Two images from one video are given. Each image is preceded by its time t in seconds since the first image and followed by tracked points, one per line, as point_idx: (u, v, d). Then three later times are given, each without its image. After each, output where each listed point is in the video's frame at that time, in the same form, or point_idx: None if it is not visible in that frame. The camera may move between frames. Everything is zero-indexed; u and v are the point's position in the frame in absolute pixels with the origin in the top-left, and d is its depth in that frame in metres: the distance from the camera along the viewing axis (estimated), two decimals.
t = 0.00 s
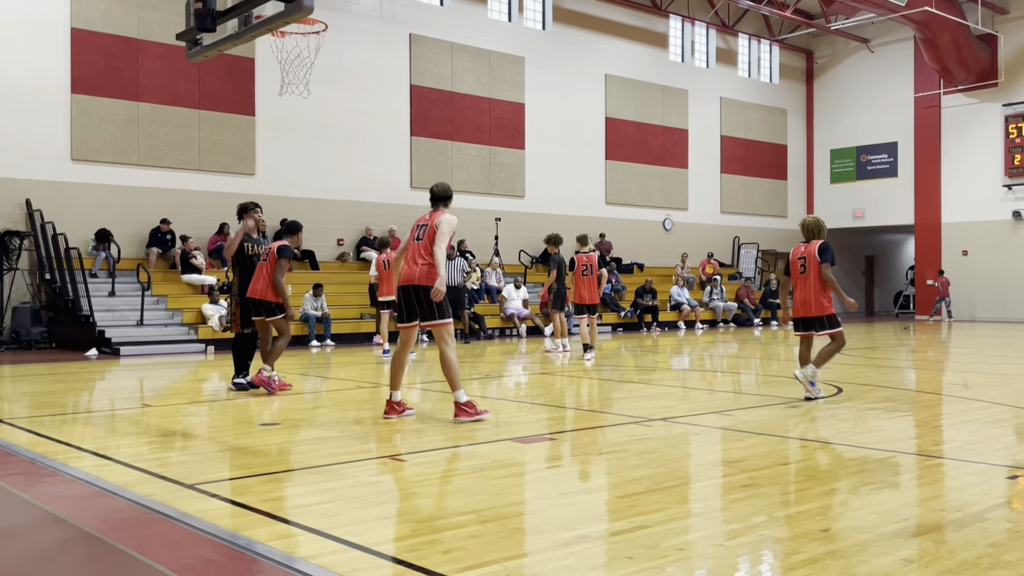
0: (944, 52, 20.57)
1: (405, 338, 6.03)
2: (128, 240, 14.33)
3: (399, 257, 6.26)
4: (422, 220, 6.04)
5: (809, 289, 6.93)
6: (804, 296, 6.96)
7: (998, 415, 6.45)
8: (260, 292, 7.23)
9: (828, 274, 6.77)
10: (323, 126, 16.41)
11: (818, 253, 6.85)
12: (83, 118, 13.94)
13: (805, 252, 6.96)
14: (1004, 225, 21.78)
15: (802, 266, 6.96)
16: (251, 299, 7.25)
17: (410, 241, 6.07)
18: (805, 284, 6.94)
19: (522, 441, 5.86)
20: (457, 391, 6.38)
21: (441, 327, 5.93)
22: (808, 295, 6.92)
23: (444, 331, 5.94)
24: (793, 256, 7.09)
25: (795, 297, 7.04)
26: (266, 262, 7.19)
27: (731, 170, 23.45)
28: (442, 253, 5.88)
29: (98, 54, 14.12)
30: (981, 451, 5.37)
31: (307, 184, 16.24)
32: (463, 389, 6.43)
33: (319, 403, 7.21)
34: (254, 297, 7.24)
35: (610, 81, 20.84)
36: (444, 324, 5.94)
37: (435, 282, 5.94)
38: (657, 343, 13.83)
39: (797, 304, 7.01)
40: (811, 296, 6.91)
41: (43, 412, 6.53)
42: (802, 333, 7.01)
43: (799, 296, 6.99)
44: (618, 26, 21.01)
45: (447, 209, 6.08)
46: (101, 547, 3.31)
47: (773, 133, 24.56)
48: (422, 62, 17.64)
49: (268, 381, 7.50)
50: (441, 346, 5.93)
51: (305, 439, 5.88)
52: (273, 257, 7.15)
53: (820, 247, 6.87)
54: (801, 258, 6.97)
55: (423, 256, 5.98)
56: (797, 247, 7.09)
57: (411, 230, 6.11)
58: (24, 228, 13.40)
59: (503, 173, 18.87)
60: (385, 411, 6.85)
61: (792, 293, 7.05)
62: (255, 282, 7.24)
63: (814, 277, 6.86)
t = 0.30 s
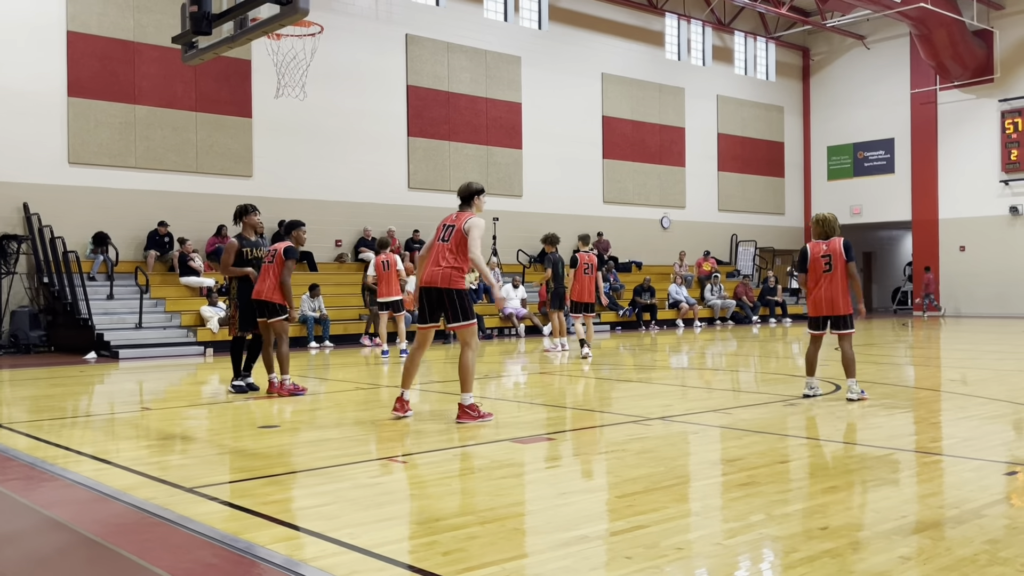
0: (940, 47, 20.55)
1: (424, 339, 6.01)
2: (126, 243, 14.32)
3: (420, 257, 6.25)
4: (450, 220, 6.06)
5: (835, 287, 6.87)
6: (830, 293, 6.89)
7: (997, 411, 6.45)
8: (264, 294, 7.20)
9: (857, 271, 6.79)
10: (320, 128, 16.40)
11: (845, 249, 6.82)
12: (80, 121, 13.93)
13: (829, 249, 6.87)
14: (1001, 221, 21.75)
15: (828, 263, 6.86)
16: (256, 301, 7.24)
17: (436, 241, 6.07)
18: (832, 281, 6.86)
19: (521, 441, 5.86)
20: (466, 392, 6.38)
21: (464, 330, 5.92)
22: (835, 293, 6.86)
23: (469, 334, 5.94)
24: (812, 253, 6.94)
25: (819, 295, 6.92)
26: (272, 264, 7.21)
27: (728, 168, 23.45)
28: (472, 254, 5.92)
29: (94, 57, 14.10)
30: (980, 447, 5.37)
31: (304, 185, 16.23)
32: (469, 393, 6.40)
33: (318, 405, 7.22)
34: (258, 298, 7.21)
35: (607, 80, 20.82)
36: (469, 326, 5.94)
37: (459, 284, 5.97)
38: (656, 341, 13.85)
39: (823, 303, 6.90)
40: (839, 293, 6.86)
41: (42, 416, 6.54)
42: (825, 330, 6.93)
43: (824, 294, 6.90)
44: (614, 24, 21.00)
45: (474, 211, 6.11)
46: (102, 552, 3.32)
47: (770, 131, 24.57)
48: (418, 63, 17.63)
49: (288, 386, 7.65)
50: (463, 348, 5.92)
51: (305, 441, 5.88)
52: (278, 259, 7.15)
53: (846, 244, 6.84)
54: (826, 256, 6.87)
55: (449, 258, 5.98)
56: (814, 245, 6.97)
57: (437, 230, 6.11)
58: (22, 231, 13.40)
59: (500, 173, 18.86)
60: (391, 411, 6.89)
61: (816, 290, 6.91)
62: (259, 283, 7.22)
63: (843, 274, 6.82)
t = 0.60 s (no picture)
0: (939, 47, 20.58)
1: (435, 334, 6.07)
2: (126, 244, 14.31)
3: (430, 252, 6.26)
4: (460, 216, 6.04)
5: (856, 286, 6.88)
6: (851, 293, 6.88)
7: (998, 410, 6.44)
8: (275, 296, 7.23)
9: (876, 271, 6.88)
10: (320, 127, 16.41)
11: (866, 249, 6.88)
12: (80, 122, 13.93)
13: (851, 247, 6.86)
14: (1000, 220, 21.78)
15: (850, 261, 6.84)
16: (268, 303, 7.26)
17: (445, 238, 6.06)
18: (853, 280, 6.86)
19: (521, 440, 5.86)
20: (467, 392, 6.38)
21: (467, 328, 5.97)
22: (857, 292, 6.87)
23: (472, 332, 5.98)
24: (833, 249, 6.88)
25: (840, 293, 6.87)
26: (279, 266, 7.20)
27: (728, 167, 23.47)
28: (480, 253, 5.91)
29: (94, 58, 14.11)
30: (983, 445, 5.37)
31: (304, 186, 16.23)
32: (471, 390, 6.42)
33: (318, 404, 7.21)
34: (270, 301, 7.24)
35: (606, 80, 20.84)
36: (473, 324, 5.98)
37: (465, 282, 5.97)
38: (656, 341, 13.86)
39: (845, 302, 6.87)
40: (859, 293, 6.88)
41: (42, 416, 6.53)
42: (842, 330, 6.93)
43: (846, 294, 6.87)
44: (613, 24, 21.02)
45: (483, 208, 6.08)
46: (104, 551, 3.32)
47: (769, 131, 24.60)
48: (418, 63, 17.64)
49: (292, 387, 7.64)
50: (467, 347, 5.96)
51: (304, 440, 5.88)
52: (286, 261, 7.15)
53: (865, 243, 6.90)
54: (848, 253, 6.85)
55: (456, 255, 5.97)
56: (835, 241, 6.92)
57: (446, 226, 6.10)
58: (22, 232, 13.40)
59: (500, 173, 18.87)
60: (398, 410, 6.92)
61: (838, 288, 6.86)
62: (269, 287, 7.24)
63: (865, 274, 6.85)
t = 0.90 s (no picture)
0: (944, 47, 20.56)
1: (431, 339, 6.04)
2: (130, 245, 14.33)
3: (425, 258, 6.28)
4: (449, 221, 6.04)
5: (859, 287, 6.86)
6: (853, 293, 6.88)
7: (1002, 412, 6.42)
8: (293, 299, 7.36)
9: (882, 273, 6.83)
10: (324, 127, 16.43)
11: (872, 250, 6.83)
12: (83, 123, 13.94)
13: (857, 247, 6.85)
14: (1004, 221, 21.76)
15: (854, 261, 6.82)
16: (285, 307, 7.35)
17: (437, 243, 6.07)
18: (856, 281, 6.85)
19: (525, 441, 5.85)
20: (469, 393, 6.38)
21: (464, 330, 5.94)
22: (859, 293, 6.85)
23: (469, 333, 5.95)
24: (838, 249, 6.87)
25: (842, 293, 6.88)
26: (298, 271, 7.34)
27: (731, 168, 23.44)
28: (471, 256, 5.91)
29: (98, 59, 14.13)
30: (987, 447, 5.35)
31: (306, 186, 16.23)
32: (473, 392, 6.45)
33: (321, 405, 7.21)
34: (288, 304, 7.34)
35: (610, 81, 20.83)
36: (469, 326, 5.96)
37: (458, 285, 5.97)
38: (659, 342, 13.86)
39: (846, 302, 6.87)
40: (862, 293, 6.86)
41: (46, 417, 6.54)
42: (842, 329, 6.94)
43: (847, 294, 6.86)
44: (617, 25, 21.02)
45: (474, 211, 6.09)
46: (106, 551, 3.31)
47: (773, 132, 24.58)
48: (421, 64, 17.65)
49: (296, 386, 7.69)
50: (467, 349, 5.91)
51: (307, 441, 5.87)
52: (309, 265, 7.34)
53: (872, 244, 6.86)
54: (852, 254, 6.83)
55: (448, 259, 5.99)
56: (841, 240, 6.90)
57: (438, 231, 6.12)
58: (26, 233, 13.42)
59: (503, 173, 18.88)
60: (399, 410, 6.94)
61: (839, 288, 6.87)
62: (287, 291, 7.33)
63: (869, 275, 6.82)
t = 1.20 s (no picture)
0: (954, 49, 20.47)
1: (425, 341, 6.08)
2: (140, 246, 14.39)
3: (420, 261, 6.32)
4: (438, 223, 6.07)
5: (858, 290, 6.82)
6: (852, 296, 6.84)
7: (1013, 415, 6.38)
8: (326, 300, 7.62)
9: (880, 275, 6.72)
10: (333, 128, 16.46)
11: (869, 253, 6.78)
12: (94, 125, 14.01)
13: (853, 250, 6.86)
14: (1015, 223, 21.67)
15: (850, 264, 6.84)
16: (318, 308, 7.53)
17: (428, 245, 6.12)
18: (853, 283, 6.82)
19: (533, 443, 5.85)
20: (467, 393, 6.39)
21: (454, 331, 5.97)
22: (857, 296, 6.81)
23: (459, 334, 5.98)
24: (837, 252, 6.95)
25: (839, 296, 6.89)
26: (328, 273, 7.65)
27: (740, 170, 23.39)
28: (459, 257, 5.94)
29: (109, 61, 14.19)
30: (998, 450, 5.32)
31: (315, 188, 16.26)
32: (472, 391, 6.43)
33: (330, 406, 7.22)
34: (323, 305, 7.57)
35: (618, 82, 20.82)
36: (459, 327, 5.99)
37: (449, 285, 6.00)
38: (668, 344, 13.84)
39: (844, 304, 6.86)
40: (861, 297, 6.81)
41: (57, 418, 6.57)
42: (844, 333, 6.89)
43: (844, 297, 6.86)
44: (626, 26, 21.02)
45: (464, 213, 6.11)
46: (117, 551, 3.33)
47: (782, 133, 24.51)
48: (429, 66, 17.67)
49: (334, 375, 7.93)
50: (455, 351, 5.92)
51: (315, 442, 5.88)
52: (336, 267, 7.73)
53: (871, 247, 6.80)
54: (849, 256, 6.86)
55: (439, 261, 6.02)
56: (840, 244, 6.96)
57: (429, 234, 6.16)
58: (37, 234, 13.49)
59: (512, 175, 18.89)
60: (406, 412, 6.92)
61: (836, 290, 6.89)
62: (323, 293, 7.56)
63: (866, 277, 6.76)
